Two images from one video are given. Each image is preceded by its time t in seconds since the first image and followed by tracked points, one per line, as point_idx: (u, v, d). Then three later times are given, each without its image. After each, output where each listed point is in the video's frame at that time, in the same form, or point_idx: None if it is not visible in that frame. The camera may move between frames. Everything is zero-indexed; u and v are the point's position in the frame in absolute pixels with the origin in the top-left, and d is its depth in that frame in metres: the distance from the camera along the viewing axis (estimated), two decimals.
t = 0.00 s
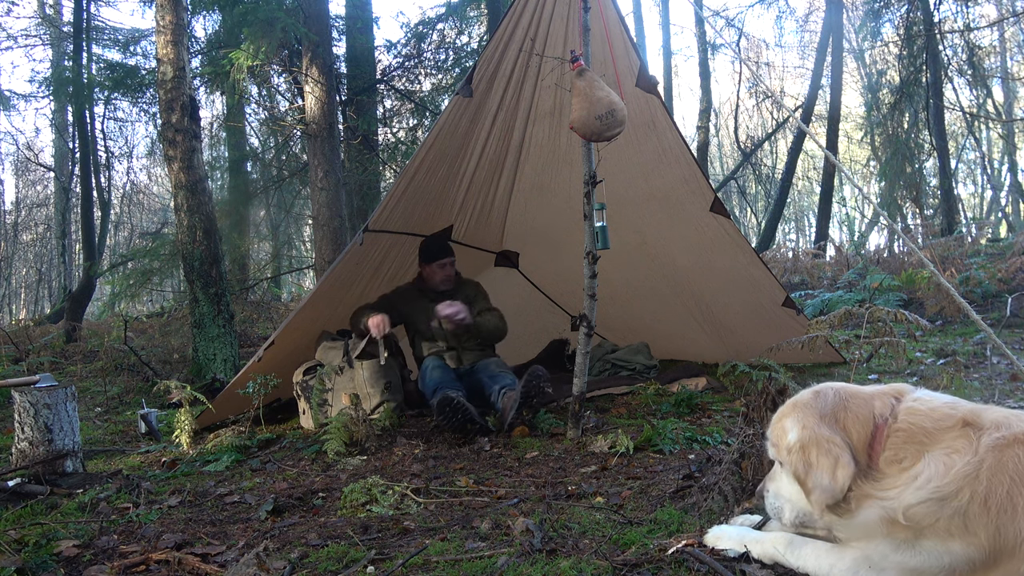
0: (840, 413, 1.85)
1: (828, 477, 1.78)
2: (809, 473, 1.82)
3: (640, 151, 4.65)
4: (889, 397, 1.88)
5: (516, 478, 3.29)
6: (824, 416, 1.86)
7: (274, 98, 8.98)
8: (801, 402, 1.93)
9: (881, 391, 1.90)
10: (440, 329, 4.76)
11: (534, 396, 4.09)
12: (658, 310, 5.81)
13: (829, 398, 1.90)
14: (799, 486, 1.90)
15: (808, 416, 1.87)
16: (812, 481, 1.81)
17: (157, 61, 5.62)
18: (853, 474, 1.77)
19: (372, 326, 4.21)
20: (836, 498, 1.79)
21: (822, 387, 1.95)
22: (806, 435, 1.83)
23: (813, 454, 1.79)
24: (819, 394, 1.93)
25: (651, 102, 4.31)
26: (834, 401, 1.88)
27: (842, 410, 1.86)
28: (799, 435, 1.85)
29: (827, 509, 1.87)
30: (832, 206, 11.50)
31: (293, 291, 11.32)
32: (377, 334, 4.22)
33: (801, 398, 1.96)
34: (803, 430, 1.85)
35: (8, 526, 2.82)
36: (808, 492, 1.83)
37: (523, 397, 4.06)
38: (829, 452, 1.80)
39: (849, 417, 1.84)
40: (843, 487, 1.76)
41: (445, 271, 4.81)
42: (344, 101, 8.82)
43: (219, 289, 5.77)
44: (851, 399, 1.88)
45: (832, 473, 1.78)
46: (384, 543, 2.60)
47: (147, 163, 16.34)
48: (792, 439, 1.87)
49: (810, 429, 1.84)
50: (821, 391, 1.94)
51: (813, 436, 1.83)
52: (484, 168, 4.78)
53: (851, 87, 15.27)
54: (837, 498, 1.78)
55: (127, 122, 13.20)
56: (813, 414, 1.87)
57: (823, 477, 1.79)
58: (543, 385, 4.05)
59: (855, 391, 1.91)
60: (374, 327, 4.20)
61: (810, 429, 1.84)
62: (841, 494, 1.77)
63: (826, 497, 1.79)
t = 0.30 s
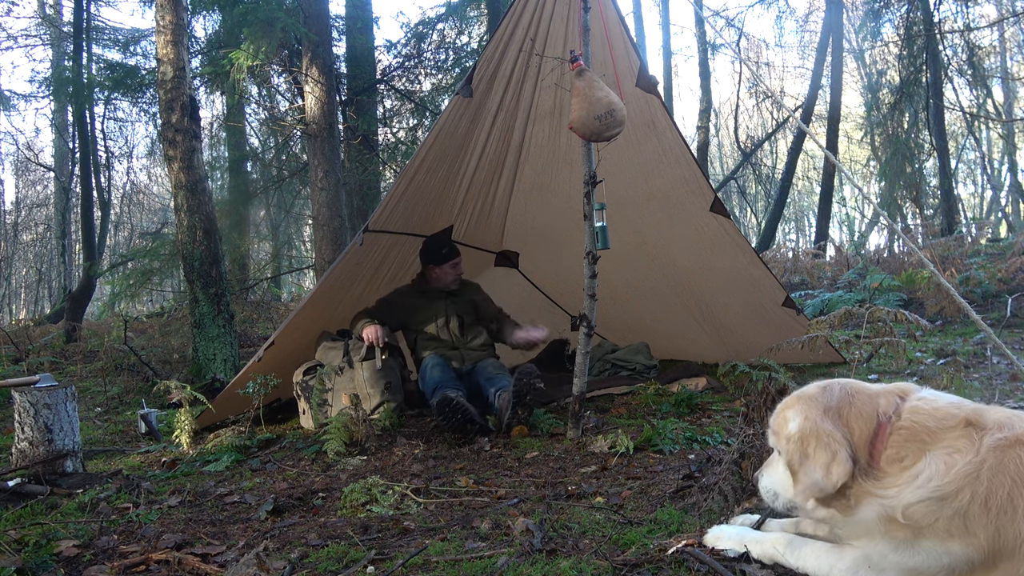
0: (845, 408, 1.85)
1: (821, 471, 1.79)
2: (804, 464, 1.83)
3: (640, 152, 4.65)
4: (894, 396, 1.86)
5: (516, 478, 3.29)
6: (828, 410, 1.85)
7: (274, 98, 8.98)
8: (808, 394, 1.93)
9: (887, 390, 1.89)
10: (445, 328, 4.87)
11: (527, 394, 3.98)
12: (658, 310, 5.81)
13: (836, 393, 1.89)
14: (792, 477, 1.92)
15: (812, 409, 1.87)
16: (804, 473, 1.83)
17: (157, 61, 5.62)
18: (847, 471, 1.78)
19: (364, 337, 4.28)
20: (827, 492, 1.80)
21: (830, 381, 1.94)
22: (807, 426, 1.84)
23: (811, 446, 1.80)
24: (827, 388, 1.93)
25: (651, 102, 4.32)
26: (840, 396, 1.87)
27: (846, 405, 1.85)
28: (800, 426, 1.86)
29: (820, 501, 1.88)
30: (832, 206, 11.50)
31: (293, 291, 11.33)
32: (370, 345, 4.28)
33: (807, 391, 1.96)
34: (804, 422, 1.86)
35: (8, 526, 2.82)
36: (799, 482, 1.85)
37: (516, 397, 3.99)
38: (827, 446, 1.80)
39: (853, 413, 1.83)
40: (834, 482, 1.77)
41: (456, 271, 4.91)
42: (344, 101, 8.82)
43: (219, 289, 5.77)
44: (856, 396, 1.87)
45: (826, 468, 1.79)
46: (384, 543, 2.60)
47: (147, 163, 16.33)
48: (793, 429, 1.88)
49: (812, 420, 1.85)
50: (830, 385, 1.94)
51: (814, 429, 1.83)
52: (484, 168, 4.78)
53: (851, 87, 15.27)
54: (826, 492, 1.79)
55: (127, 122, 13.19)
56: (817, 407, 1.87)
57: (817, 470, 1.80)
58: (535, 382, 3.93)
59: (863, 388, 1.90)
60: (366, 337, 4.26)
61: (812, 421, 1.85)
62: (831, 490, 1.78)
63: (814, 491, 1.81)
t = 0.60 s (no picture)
0: (862, 388, 1.85)
1: (843, 448, 1.75)
2: (824, 445, 1.79)
3: (640, 152, 4.65)
4: (914, 380, 1.86)
5: (516, 478, 3.30)
6: (844, 390, 1.85)
7: (274, 98, 8.98)
8: (823, 377, 1.93)
9: (907, 373, 1.88)
10: (448, 329, 4.87)
11: (532, 394, 4.15)
12: (658, 310, 5.81)
13: (851, 374, 1.89)
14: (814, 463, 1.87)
15: (826, 389, 1.87)
16: (827, 454, 1.78)
17: (157, 61, 5.62)
18: (869, 446, 1.74)
19: (365, 337, 4.28)
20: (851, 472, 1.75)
21: (844, 364, 1.94)
22: (823, 405, 1.83)
23: (829, 423, 1.77)
24: (841, 371, 1.93)
25: (651, 102, 4.31)
26: (855, 377, 1.87)
27: (863, 386, 1.85)
28: (815, 406, 1.84)
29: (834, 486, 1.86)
30: (832, 206, 11.50)
31: (292, 291, 11.33)
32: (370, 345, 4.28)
33: (820, 375, 1.96)
34: (820, 402, 1.85)
35: (9, 526, 2.82)
36: (822, 466, 1.79)
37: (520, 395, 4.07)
38: (847, 423, 1.78)
39: (871, 394, 1.83)
40: (858, 458, 1.73)
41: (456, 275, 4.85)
42: (344, 101, 8.82)
43: (219, 289, 5.77)
44: (874, 378, 1.87)
45: (848, 444, 1.75)
46: (384, 543, 2.60)
47: (147, 163, 16.33)
48: (809, 410, 1.86)
49: (828, 400, 1.84)
50: (843, 368, 1.94)
51: (830, 407, 1.82)
52: (485, 168, 4.79)
53: (851, 87, 15.27)
54: (852, 471, 1.74)
55: (127, 122, 13.19)
56: (833, 387, 1.87)
57: (838, 449, 1.76)
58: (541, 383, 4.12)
59: (880, 371, 1.89)
60: (367, 337, 4.27)
61: (827, 400, 1.84)
62: (855, 467, 1.73)
63: (840, 472, 1.74)
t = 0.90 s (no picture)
0: (862, 399, 1.73)
1: (847, 469, 1.66)
2: (827, 465, 1.69)
3: (640, 151, 4.65)
4: (915, 383, 1.77)
5: (516, 478, 3.29)
6: (842, 405, 1.74)
7: (274, 99, 8.98)
8: (816, 390, 1.80)
9: (907, 375, 1.79)
10: (449, 329, 4.87)
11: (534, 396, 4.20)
12: (658, 310, 5.81)
13: (848, 384, 1.77)
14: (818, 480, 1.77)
15: (823, 405, 1.75)
16: (830, 475, 1.68)
17: (157, 61, 5.62)
18: (873, 464, 1.66)
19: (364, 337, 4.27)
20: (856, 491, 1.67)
21: (836, 372, 1.81)
22: (823, 426, 1.71)
23: (831, 446, 1.67)
24: (836, 379, 1.80)
25: (651, 102, 4.31)
26: (853, 387, 1.76)
27: (862, 397, 1.74)
28: (815, 426, 1.72)
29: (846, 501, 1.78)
30: (832, 206, 11.50)
31: (293, 291, 11.33)
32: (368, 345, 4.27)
33: (812, 385, 1.83)
34: (819, 421, 1.72)
35: (8, 526, 2.82)
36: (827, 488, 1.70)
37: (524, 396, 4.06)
38: (847, 441, 1.68)
39: (872, 404, 1.73)
40: (865, 478, 1.64)
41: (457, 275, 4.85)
42: (344, 101, 8.82)
43: (219, 289, 5.77)
44: (873, 385, 1.76)
45: (851, 465, 1.66)
46: (384, 543, 2.60)
47: (147, 163, 16.33)
48: (808, 430, 1.74)
49: (827, 418, 1.72)
50: (837, 375, 1.82)
51: (830, 427, 1.70)
52: (485, 167, 4.79)
53: (851, 87, 15.27)
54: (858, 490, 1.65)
55: (127, 122, 13.19)
56: (829, 403, 1.75)
57: (843, 470, 1.67)
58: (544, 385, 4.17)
59: (878, 374, 1.79)
60: (366, 338, 4.26)
61: (826, 419, 1.72)
62: (861, 487, 1.65)
63: (848, 491, 1.66)
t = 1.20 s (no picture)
0: (863, 410, 1.70)
1: (841, 481, 1.64)
2: (820, 474, 1.67)
3: (640, 152, 4.65)
4: (916, 392, 1.75)
5: (516, 478, 3.29)
6: (842, 415, 1.70)
7: (274, 98, 8.98)
8: (817, 395, 1.76)
9: (909, 384, 1.76)
10: (449, 329, 4.86)
11: (536, 397, 4.13)
12: (658, 310, 5.81)
13: (850, 392, 1.74)
14: (810, 486, 1.76)
15: (823, 414, 1.71)
16: (822, 483, 1.67)
17: (157, 61, 5.62)
18: (867, 478, 1.64)
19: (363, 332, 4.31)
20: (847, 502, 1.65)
21: (838, 379, 1.77)
22: (822, 435, 1.68)
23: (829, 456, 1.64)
24: (837, 386, 1.76)
25: (651, 102, 4.31)
26: (855, 397, 1.72)
27: (863, 408, 1.71)
28: (814, 434, 1.69)
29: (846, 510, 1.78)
30: (832, 206, 11.51)
31: (293, 291, 11.33)
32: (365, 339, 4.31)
33: (813, 390, 1.79)
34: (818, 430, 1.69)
35: (9, 526, 2.82)
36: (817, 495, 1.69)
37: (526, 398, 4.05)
38: (844, 452, 1.66)
39: (873, 416, 1.70)
40: (857, 492, 1.63)
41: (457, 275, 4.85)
42: (344, 101, 8.82)
43: (219, 289, 5.77)
44: (875, 396, 1.72)
45: (845, 477, 1.64)
46: (384, 543, 2.60)
47: (147, 163, 16.36)
48: (805, 436, 1.72)
49: (826, 428, 1.69)
50: (839, 382, 1.78)
51: (828, 437, 1.67)
52: (485, 168, 4.79)
53: (851, 87, 15.27)
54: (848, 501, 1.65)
55: (127, 122, 13.19)
56: (829, 412, 1.71)
57: (836, 480, 1.65)
58: (546, 386, 4.10)
59: (879, 383, 1.76)
60: (366, 334, 4.29)
61: (826, 429, 1.69)
62: (852, 499, 1.64)
63: (838, 502, 1.65)
